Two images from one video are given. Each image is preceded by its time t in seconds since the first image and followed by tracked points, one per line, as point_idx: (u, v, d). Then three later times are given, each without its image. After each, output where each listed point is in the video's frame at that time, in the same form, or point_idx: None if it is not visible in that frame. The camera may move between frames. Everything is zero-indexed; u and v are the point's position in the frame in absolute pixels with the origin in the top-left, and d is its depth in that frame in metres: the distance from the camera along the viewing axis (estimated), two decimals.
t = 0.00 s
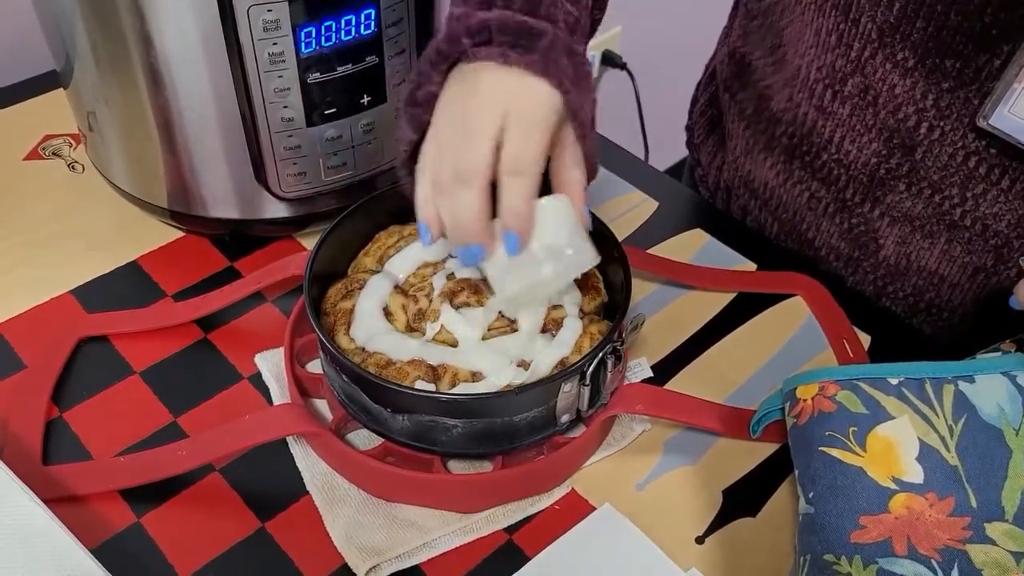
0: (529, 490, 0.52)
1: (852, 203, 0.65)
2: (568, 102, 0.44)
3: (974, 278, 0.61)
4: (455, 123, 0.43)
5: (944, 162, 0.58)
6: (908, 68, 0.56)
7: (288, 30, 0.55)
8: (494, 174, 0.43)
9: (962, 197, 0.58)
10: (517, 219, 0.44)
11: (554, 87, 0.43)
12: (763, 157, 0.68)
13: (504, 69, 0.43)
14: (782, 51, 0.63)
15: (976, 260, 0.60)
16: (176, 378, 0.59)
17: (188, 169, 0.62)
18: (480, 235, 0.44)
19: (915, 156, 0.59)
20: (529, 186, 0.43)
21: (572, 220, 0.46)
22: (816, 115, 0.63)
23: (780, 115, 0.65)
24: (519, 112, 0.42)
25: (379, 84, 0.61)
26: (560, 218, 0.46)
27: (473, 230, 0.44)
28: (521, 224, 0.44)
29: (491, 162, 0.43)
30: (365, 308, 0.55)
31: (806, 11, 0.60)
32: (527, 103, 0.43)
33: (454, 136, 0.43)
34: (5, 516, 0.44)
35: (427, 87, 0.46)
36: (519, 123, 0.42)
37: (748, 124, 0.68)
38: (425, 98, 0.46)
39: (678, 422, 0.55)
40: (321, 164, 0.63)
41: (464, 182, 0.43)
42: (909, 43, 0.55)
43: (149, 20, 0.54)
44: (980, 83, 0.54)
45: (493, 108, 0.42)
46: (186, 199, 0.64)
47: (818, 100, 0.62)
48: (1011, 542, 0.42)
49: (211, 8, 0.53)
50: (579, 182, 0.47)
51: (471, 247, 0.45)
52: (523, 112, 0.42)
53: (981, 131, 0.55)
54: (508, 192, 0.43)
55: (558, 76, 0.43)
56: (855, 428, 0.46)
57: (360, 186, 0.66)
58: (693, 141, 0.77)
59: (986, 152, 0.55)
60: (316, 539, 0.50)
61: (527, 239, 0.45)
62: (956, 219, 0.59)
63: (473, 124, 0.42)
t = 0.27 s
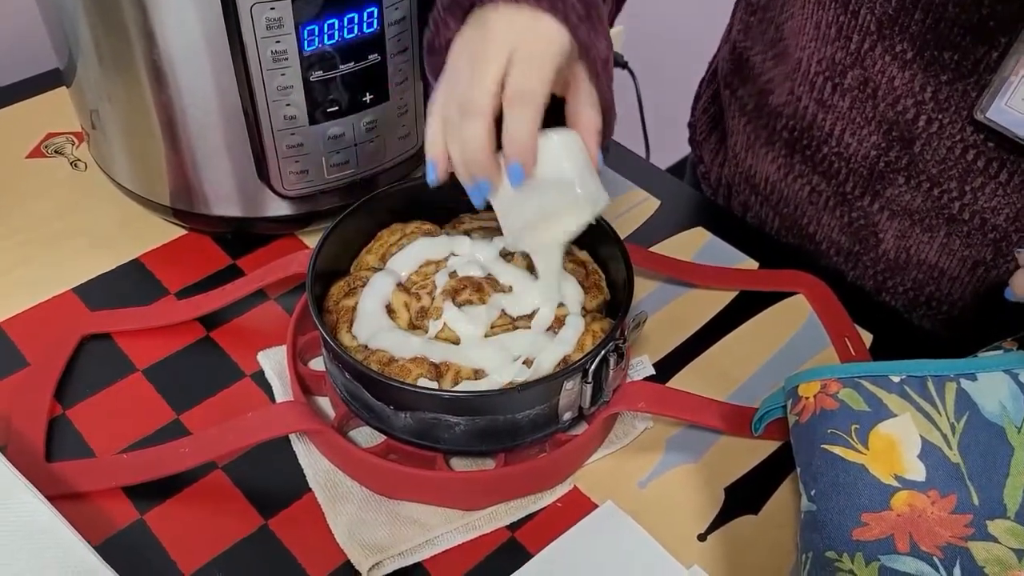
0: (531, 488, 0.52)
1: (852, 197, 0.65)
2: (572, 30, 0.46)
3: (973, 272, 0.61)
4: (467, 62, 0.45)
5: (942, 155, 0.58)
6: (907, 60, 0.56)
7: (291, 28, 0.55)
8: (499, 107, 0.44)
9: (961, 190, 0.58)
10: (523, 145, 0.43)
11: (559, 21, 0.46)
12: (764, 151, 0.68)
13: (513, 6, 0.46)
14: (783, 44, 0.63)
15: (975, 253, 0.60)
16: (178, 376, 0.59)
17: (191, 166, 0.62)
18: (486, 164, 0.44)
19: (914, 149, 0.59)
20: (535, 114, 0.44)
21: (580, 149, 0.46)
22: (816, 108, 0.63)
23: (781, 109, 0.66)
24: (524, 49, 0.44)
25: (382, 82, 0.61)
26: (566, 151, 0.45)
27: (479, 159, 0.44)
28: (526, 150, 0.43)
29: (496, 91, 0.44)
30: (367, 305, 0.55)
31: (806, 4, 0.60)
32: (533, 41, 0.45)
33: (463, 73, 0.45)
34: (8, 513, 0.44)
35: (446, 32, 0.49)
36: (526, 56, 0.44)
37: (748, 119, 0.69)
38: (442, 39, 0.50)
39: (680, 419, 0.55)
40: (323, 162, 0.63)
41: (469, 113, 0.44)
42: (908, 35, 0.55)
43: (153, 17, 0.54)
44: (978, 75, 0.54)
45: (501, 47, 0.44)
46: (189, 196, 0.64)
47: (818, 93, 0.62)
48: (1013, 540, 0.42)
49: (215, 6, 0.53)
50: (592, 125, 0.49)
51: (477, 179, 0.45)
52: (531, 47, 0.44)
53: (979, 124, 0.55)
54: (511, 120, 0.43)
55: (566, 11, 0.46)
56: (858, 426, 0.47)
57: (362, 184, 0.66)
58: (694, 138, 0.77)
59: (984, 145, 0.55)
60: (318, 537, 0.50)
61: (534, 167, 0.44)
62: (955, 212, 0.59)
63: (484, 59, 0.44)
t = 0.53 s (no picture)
0: (530, 489, 0.52)
1: (847, 195, 0.65)
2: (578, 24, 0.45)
3: (967, 270, 0.61)
4: (473, 45, 0.45)
5: (935, 153, 0.58)
6: (899, 58, 0.56)
7: (291, 31, 0.56)
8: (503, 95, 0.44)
9: (953, 188, 0.58)
10: (526, 135, 0.44)
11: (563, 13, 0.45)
12: (761, 150, 0.68)
13: None
14: (779, 42, 0.64)
15: (968, 252, 0.60)
16: (178, 377, 0.59)
17: (191, 168, 0.62)
18: (491, 147, 0.45)
19: (907, 147, 0.59)
20: (540, 106, 0.44)
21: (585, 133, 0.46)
22: (811, 106, 0.63)
23: (777, 107, 0.66)
24: (530, 36, 0.44)
25: (381, 85, 0.61)
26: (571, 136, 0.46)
27: (486, 145, 0.45)
28: (529, 139, 0.44)
29: (501, 81, 0.44)
30: (366, 307, 0.55)
31: (801, 2, 0.60)
32: (539, 32, 0.44)
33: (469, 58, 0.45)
34: (9, 514, 0.44)
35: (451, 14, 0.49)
36: (529, 46, 0.44)
37: (745, 118, 0.69)
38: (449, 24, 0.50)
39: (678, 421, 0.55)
40: (323, 164, 0.63)
41: (475, 101, 0.44)
42: (900, 32, 0.55)
43: (152, 20, 0.54)
44: (970, 73, 0.54)
45: (505, 33, 0.44)
46: (189, 198, 0.64)
47: (813, 91, 0.62)
48: (1009, 541, 0.43)
49: (214, 8, 0.54)
50: (596, 108, 0.49)
51: (484, 161, 0.46)
52: (534, 37, 0.44)
53: (971, 122, 0.55)
54: (517, 109, 0.44)
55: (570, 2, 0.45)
56: (855, 428, 0.47)
57: (361, 187, 0.66)
58: (695, 137, 0.77)
59: (976, 144, 0.55)
60: (317, 538, 0.51)
61: (538, 154, 0.45)
62: (948, 211, 0.59)
63: (488, 46, 0.44)
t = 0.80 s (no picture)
0: (526, 490, 0.52)
1: (843, 194, 0.65)
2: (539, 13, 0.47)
3: (962, 270, 0.61)
4: (440, 27, 0.47)
5: (930, 153, 0.58)
6: (894, 57, 0.56)
7: (286, 32, 0.56)
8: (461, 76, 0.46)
9: (948, 188, 0.58)
10: (479, 114, 0.46)
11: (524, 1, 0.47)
12: (757, 149, 0.68)
13: None
14: (775, 42, 0.63)
15: (963, 252, 0.60)
16: (174, 378, 0.59)
17: (187, 169, 0.62)
18: (445, 124, 0.46)
19: (902, 146, 0.59)
20: (495, 86, 0.46)
21: (539, 122, 0.47)
22: (807, 105, 0.63)
23: (773, 106, 0.65)
24: (492, 22, 0.46)
25: (377, 86, 0.61)
26: (527, 122, 0.47)
27: (442, 120, 0.46)
28: (482, 121, 0.46)
29: (462, 61, 0.46)
30: (362, 308, 0.55)
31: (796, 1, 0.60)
32: (500, 19, 0.46)
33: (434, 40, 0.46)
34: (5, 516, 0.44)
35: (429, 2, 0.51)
36: (491, 33, 0.46)
37: (741, 117, 0.69)
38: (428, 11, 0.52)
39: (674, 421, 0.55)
40: (318, 165, 0.63)
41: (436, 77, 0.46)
42: (895, 32, 0.55)
43: (147, 21, 0.54)
44: (964, 72, 0.54)
45: (470, 18, 0.46)
46: (185, 199, 0.64)
47: (809, 90, 0.62)
48: (1003, 542, 0.43)
49: (210, 9, 0.54)
50: (557, 103, 0.49)
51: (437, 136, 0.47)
52: (498, 24, 0.46)
53: (966, 122, 0.55)
54: (473, 91, 0.46)
55: None
56: (850, 428, 0.47)
57: (357, 187, 0.66)
58: (694, 136, 0.77)
59: (971, 144, 0.55)
60: (313, 539, 0.51)
61: (488, 132, 0.47)
62: (943, 210, 0.59)
63: (452, 28, 0.46)
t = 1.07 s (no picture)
0: (524, 491, 0.52)
1: (843, 194, 0.64)
2: (518, 57, 0.44)
3: (961, 271, 0.61)
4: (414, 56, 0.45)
5: (930, 152, 0.58)
6: (895, 56, 0.56)
7: (285, 32, 0.56)
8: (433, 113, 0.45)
9: (948, 188, 0.58)
10: (450, 156, 0.47)
11: (504, 45, 0.44)
12: (758, 148, 0.68)
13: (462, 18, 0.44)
14: (775, 40, 0.63)
15: (963, 252, 0.60)
16: (173, 379, 0.59)
17: (185, 169, 0.62)
18: (416, 160, 0.47)
19: (902, 145, 0.59)
20: (467, 129, 0.46)
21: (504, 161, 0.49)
22: (807, 104, 0.63)
23: (773, 105, 0.65)
24: (469, 62, 0.44)
25: (375, 87, 0.61)
26: (493, 163, 0.49)
27: (413, 159, 0.47)
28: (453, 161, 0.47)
29: (435, 101, 0.45)
30: (360, 309, 0.55)
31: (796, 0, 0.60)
32: (478, 60, 0.44)
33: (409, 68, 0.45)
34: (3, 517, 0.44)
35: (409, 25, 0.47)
36: (466, 73, 0.44)
37: (743, 116, 0.69)
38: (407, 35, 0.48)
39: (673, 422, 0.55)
40: (317, 165, 0.63)
41: (408, 115, 0.45)
42: (895, 30, 0.55)
43: (146, 21, 0.54)
44: (964, 70, 0.54)
45: (445, 53, 0.44)
46: (183, 199, 0.64)
47: (809, 89, 0.62)
48: (1001, 543, 0.43)
49: (208, 10, 0.54)
50: (524, 134, 0.48)
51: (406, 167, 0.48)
52: (472, 63, 0.44)
53: (966, 121, 0.55)
54: (444, 132, 0.46)
55: (512, 35, 0.44)
56: (848, 429, 0.47)
57: (356, 188, 0.66)
58: (697, 136, 0.77)
59: (971, 143, 0.55)
60: (312, 539, 0.51)
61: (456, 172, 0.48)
62: (943, 210, 0.59)
63: (428, 62, 0.44)
